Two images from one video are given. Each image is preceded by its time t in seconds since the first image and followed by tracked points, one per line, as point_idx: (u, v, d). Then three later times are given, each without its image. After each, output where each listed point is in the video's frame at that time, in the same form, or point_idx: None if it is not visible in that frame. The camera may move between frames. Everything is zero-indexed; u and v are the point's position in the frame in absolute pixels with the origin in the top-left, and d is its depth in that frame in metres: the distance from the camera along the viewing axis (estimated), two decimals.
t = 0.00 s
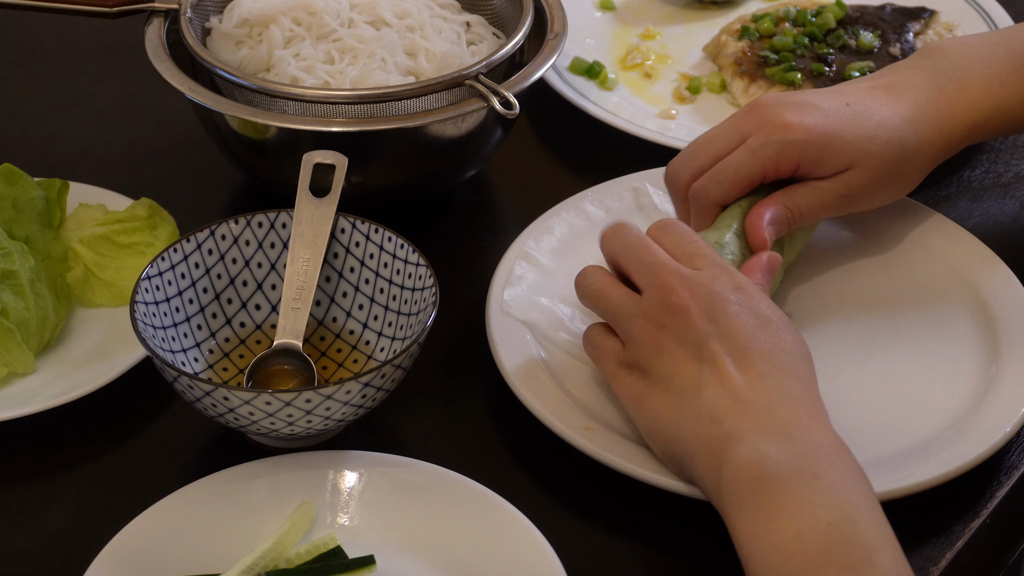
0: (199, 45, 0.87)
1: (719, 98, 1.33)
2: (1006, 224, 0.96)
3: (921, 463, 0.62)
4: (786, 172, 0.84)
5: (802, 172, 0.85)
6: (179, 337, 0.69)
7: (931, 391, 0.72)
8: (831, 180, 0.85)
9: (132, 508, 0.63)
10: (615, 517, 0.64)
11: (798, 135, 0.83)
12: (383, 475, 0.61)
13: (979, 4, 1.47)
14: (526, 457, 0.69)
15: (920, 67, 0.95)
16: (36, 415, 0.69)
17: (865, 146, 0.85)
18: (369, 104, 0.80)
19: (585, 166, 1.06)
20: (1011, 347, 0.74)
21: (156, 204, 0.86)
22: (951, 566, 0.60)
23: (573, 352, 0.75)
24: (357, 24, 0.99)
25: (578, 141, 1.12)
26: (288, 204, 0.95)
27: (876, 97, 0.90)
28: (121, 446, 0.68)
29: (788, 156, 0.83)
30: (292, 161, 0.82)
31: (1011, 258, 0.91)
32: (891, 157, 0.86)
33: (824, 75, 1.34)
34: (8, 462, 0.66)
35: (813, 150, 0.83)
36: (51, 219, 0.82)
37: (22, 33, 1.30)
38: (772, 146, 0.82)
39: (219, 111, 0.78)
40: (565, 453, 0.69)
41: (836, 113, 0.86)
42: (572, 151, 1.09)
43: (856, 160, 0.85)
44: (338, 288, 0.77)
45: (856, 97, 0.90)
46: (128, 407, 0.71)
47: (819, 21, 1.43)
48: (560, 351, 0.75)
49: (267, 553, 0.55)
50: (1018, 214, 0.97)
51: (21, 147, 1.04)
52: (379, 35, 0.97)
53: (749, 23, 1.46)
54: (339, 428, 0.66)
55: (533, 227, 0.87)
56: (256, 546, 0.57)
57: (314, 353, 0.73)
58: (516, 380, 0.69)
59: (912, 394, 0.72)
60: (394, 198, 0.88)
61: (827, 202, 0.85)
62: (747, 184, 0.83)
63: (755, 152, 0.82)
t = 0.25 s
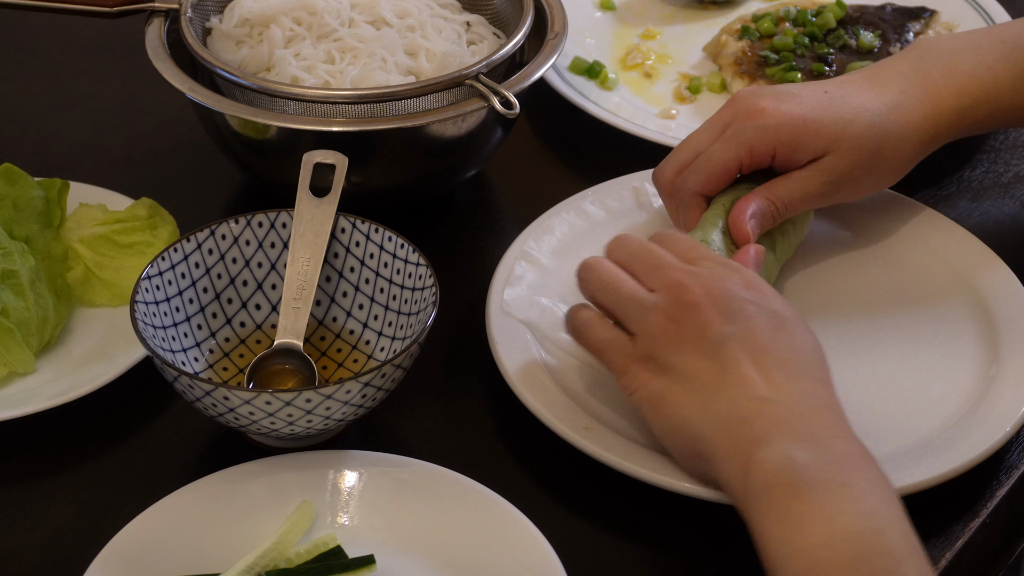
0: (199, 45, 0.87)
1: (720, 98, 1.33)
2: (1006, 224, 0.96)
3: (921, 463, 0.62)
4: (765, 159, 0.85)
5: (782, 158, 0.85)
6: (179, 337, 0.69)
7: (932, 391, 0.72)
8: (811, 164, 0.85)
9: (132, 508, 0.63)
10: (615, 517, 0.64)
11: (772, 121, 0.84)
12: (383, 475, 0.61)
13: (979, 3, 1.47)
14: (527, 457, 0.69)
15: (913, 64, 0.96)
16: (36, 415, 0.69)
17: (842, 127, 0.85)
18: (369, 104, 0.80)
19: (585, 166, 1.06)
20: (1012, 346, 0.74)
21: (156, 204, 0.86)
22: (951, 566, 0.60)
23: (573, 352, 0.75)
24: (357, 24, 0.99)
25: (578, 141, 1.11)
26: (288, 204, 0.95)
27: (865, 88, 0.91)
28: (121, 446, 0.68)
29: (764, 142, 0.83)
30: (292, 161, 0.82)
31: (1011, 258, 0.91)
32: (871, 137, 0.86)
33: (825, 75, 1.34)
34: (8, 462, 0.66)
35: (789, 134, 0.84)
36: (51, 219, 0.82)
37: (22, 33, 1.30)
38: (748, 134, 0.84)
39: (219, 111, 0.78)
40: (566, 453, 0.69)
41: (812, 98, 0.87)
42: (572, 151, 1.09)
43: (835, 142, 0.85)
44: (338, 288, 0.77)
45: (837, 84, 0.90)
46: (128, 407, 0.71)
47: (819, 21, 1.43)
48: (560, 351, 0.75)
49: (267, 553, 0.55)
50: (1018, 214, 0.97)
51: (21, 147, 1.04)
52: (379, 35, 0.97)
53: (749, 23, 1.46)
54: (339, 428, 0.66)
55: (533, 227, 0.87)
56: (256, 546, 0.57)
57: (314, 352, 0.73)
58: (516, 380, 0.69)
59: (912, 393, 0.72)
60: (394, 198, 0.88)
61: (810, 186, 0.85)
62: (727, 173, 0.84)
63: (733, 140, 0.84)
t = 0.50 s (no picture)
0: (199, 45, 0.87)
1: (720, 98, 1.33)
2: (1006, 224, 0.96)
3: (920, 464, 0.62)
4: (758, 156, 0.85)
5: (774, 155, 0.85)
6: (179, 337, 0.69)
7: (932, 392, 0.72)
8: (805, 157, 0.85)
9: (131, 508, 0.63)
10: (615, 517, 0.64)
11: (762, 117, 0.84)
12: (383, 475, 0.61)
13: (979, 3, 1.47)
14: (527, 457, 0.69)
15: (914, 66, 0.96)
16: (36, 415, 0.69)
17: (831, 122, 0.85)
18: (369, 104, 0.80)
19: (585, 166, 1.06)
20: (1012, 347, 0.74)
21: (156, 204, 0.86)
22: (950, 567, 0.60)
23: (573, 352, 0.75)
24: (357, 24, 0.99)
25: (578, 141, 1.11)
26: (288, 204, 0.95)
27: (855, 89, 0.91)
28: (121, 446, 0.68)
29: (755, 137, 0.84)
30: (292, 161, 0.82)
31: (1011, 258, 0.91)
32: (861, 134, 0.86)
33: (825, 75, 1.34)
34: (8, 462, 0.66)
35: (780, 129, 0.84)
36: (52, 219, 0.82)
37: (22, 32, 1.30)
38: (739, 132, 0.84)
39: (219, 111, 0.78)
40: (566, 453, 0.69)
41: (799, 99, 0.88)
42: (572, 151, 1.09)
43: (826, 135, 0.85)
44: (338, 288, 0.77)
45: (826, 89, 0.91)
46: (128, 408, 0.71)
47: (819, 21, 1.43)
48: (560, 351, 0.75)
49: (267, 553, 0.56)
50: (1018, 214, 0.97)
51: (21, 147, 1.04)
52: (379, 35, 0.97)
53: (749, 23, 1.46)
54: (339, 428, 0.66)
55: (533, 227, 0.87)
56: (257, 546, 0.57)
57: (314, 352, 0.73)
58: (516, 380, 0.69)
59: (913, 394, 0.72)
60: (394, 198, 0.88)
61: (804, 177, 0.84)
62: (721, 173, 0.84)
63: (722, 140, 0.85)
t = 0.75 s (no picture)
0: (199, 45, 0.87)
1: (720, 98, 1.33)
2: (1006, 224, 0.96)
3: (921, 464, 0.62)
4: (760, 164, 0.85)
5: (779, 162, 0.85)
6: (179, 337, 0.69)
7: (931, 392, 0.72)
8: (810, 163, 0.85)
9: (132, 508, 0.63)
10: (615, 517, 0.64)
11: (760, 126, 0.85)
12: (383, 475, 0.61)
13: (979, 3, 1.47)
14: (527, 457, 0.69)
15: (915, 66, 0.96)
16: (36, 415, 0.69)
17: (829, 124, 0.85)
18: (369, 104, 0.80)
19: (585, 166, 1.06)
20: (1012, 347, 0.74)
21: (156, 204, 0.86)
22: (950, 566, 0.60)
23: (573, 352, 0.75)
24: (357, 24, 0.99)
25: (578, 141, 1.12)
26: (288, 204, 0.95)
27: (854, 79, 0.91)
28: (121, 446, 0.68)
29: (755, 148, 0.84)
30: (292, 161, 0.82)
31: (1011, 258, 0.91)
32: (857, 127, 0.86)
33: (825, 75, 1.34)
34: (8, 462, 0.66)
35: (777, 135, 0.84)
36: (52, 219, 0.82)
37: (21, 32, 1.30)
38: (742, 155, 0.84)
39: (219, 111, 0.78)
40: (566, 453, 0.69)
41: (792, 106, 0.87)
42: (572, 151, 1.09)
43: (825, 132, 0.85)
44: (338, 288, 0.77)
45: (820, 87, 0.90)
46: (128, 408, 0.71)
47: (819, 21, 1.43)
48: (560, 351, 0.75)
49: (267, 553, 0.56)
50: (1018, 214, 0.97)
51: (21, 147, 1.04)
52: (379, 35, 0.97)
53: (749, 23, 1.46)
54: (339, 428, 0.66)
55: (533, 227, 0.87)
56: (257, 546, 0.57)
57: (314, 352, 0.73)
58: (516, 380, 0.69)
59: (913, 394, 0.72)
60: (394, 198, 0.88)
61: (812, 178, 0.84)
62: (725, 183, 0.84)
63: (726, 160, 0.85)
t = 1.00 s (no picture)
0: (199, 45, 0.87)
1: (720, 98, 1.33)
2: (1006, 224, 0.96)
3: (921, 464, 0.62)
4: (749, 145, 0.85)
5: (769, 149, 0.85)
6: (179, 337, 0.69)
7: (931, 393, 0.72)
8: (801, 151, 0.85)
9: (132, 508, 0.63)
10: (615, 517, 0.64)
11: (761, 104, 0.85)
12: (383, 476, 0.61)
13: (979, 3, 1.47)
14: (527, 457, 0.69)
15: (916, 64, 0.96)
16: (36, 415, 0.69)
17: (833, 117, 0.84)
18: (369, 104, 0.80)
19: (585, 166, 1.06)
20: (1011, 347, 0.74)
21: (156, 204, 0.86)
22: (951, 567, 0.60)
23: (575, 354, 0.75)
24: (357, 24, 0.99)
25: (578, 141, 1.12)
26: (289, 204, 0.95)
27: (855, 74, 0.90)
28: (121, 446, 0.68)
29: (749, 127, 0.84)
30: (292, 161, 0.82)
31: (1011, 258, 0.91)
32: (860, 128, 0.85)
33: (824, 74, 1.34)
34: (8, 462, 0.66)
35: (776, 120, 0.84)
36: (51, 219, 0.82)
37: (22, 33, 1.30)
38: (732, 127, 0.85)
39: (219, 111, 0.78)
40: (566, 453, 0.69)
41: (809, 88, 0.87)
42: (572, 151, 1.09)
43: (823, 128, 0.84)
44: (337, 288, 0.77)
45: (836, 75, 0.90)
46: (128, 408, 0.71)
47: (819, 21, 1.43)
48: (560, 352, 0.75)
49: (267, 553, 0.56)
50: (1018, 213, 0.97)
51: (21, 147, 1.04)
52: (379, 35, 0.97)
53: (749, 23, 1.46)
54: (339, 428, 0.66)
55: (533, 227, 0.87)
56: (257, 546, 0.57)
57: (314, 352, 0.73)
58: (517, 380, 0.69)
59: (914, 394, 0.72)
60: (394, 198, 0.88)
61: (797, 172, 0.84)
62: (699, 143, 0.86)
63: (716, 140, 0.86)
